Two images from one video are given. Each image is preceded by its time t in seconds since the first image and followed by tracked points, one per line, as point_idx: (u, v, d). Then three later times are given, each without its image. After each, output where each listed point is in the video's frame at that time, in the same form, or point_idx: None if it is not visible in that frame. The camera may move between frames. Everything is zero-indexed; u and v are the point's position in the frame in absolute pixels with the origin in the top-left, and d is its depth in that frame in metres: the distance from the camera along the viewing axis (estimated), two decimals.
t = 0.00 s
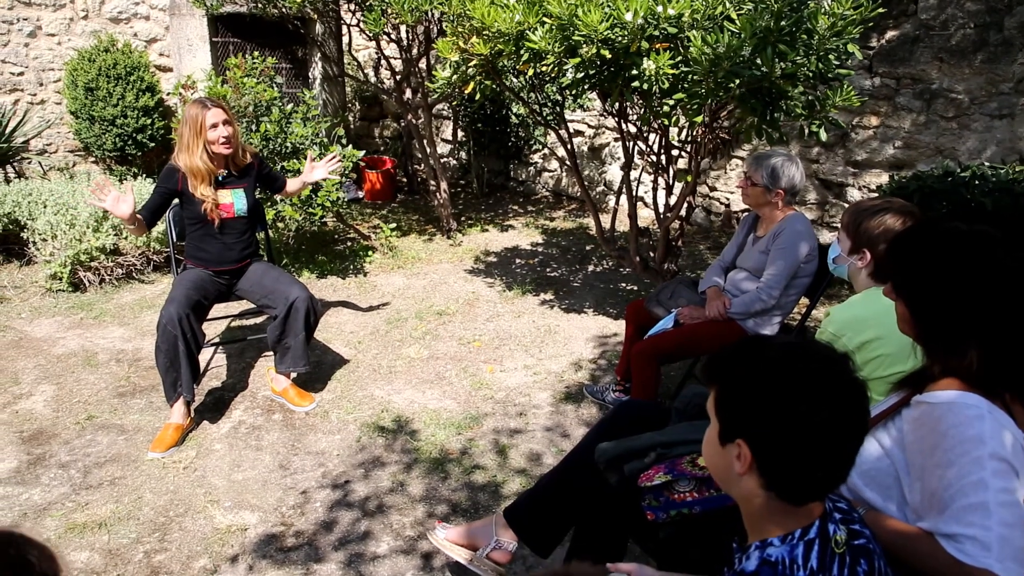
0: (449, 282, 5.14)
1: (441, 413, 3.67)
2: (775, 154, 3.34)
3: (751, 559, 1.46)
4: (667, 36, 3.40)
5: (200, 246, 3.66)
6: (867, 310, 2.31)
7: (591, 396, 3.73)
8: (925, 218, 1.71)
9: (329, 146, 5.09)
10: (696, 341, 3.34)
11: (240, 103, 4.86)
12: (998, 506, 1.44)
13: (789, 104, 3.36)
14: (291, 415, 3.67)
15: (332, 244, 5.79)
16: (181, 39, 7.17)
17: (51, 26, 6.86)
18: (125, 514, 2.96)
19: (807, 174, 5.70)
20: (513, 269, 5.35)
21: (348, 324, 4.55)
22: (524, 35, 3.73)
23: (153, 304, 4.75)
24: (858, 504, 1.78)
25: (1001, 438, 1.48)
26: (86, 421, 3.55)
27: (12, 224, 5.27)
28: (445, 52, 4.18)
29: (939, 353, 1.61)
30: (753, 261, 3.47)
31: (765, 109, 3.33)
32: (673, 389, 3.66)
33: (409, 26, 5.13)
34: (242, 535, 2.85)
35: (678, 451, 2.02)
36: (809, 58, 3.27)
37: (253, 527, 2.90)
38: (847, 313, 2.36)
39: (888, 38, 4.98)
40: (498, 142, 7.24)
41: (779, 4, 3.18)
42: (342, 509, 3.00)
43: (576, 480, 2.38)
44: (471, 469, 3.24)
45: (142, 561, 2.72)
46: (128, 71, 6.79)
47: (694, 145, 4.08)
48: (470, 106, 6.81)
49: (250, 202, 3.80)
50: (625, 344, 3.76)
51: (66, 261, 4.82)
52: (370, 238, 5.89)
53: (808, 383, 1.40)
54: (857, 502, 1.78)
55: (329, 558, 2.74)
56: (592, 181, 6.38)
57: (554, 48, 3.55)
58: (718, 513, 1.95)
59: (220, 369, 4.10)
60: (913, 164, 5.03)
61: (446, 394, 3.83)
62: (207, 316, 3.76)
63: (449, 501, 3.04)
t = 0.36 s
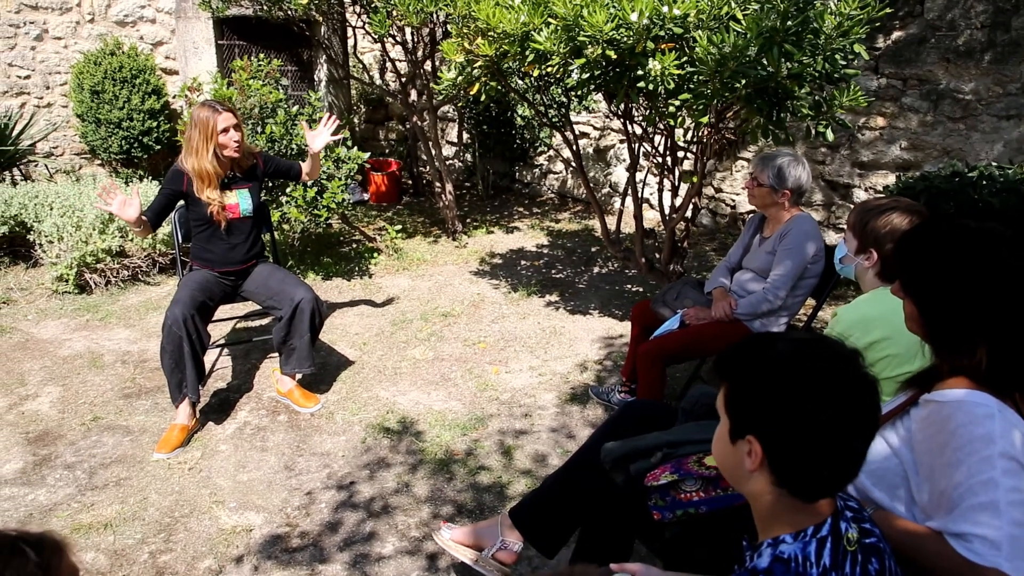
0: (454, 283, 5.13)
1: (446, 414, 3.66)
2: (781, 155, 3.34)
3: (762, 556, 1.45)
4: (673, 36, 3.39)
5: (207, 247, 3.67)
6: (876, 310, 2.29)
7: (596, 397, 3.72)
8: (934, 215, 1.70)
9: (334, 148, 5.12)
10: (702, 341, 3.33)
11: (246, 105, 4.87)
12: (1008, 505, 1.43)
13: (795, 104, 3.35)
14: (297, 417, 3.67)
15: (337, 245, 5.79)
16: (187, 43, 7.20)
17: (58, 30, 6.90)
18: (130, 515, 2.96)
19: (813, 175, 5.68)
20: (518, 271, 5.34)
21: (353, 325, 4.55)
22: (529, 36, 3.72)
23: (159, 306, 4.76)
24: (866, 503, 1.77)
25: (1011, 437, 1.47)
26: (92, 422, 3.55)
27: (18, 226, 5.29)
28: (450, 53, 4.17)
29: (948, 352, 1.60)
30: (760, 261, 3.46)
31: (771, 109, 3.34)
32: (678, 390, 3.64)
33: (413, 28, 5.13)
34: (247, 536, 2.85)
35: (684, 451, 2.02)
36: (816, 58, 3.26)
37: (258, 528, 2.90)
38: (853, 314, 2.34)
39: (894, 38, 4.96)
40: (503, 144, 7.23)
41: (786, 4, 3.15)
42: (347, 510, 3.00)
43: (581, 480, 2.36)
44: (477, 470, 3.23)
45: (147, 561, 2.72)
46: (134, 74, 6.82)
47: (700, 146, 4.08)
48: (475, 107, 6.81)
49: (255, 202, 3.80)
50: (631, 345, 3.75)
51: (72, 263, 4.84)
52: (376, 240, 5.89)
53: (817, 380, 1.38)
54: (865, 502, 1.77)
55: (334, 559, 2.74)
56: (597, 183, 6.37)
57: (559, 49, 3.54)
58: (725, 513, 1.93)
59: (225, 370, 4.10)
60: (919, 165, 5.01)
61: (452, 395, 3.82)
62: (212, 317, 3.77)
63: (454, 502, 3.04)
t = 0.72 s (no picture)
0: (459, 282, 5.13)
1: (451, 413, 3.66)
2: (788, 154, 3.32)
3: (769, 550, 1.44)
4: (680, 35, 3.39)
5: (212, 246, 3.67)
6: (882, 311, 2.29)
7: (601, 396, 3.72)
8: (943, 212, 1.68)
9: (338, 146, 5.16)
10: (707, 340, 3.32)
11: (251, 103, 4.87)
12: (1017, 505, 1.42)
13: (802, 103, 3.35)
14: (301, 415, 3.67)
15: (342, 244, 5.79)
16: (193, 41, 7.22)
17: (65, 28, 6.92)
18: (135, 511, 2.96)
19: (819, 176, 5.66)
20: (523, 270, 5.33)
21: (357, 324, 4.54)
22: (536, 35, 3.72)
23: (164, 304, 4.76)
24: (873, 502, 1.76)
25: (1020, 435, 1.46)
26: (97, 419, 3.56)
27: (25, 224, 5.28)
28: (456, 52, 4.15)
29: (956, 350, 1.59)
30: (766, 261, 3.44)
31: (778, 108, 3.35)
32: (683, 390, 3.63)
33: (420, 27, 5.13)
34: (251, 533, 2.85)
35: (692, 449, 2.00)
36: (823, 57, 3.24)
37: (262, 526, 2.90)
38: (861, 314, 2.34)
39: (902, 38, 4.94)
40: (508, 144, 7.22)
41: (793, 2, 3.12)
42: (351, 508, 3.00)
43: (587, 478, 2.36)
44: (481, 469, 3.23)
45: (151, 558, 2.72)
46: (140, 73, 6.83)
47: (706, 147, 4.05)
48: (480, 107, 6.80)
49: (261, 201, 3.80)
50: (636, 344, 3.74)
51: (78, 260, 4.84)
52: (381, 239, 5.89)
53: (822, 380, 1.37)
54: (873, 501, 1.76)
55: (338, 557, 2.73)
56: (602, 183, 6.36)
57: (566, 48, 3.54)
58: (731, 511, 1.94)
59: (230, 368, 4.10)
60: (925, 166, 4.99)
61: (456, 395, 3.82)
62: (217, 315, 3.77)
63: (458, 500, 3.03)
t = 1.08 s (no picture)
0: (465, 282, 5.13)
1: (457, 412, 3.65)
2: (796, 152, 3.31)
3: (777, 551, 1.42)
4: (688, 33, 3.38)
5: (219, 245, 3.68)
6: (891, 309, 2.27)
7: (607, 396, 3.71)
8: (954, 208, 1.67)
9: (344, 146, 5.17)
10: (714, 339, 3.30)
11: (258, 102, 4.87)
12: None
13: (810, 102, 3.34)
14: (307, 413, 3.67)
15: (347, 243, 5.79)
16: (200, 41, 7.24)
17: (73, 28, 6.96)
18: (141, 508, 2.97)
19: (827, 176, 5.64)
20: (529, 270, 5.33)
21: (363, 323, 4.54)
22: (543, 33, 3.71)
23: (170, 303, 4.77)
24: (884, 501, 1.75)
25: None
26: (104, 417, 3.57)
27: (33, 223, 5.29)
28: (463, 50, 4.15)
29: (968, 347, 1.57)
30: (773, 261, 3.43)
31: (786, 106, 3.33)
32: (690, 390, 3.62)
33: (426, 27, 5.13)
34: (257, 531, 2.86)
35: (699, 447, 2.01)
36: (831, 55, 3.21)
37: (268, 523, 2.90)
38: (870, 309, 2.32)
39: (911, 37, 4.92)
40: (514, 144, 7.22)
41: None
42: (357, 507, 3.00)
43: (593, 477, 2.35)
44: (487, 468, 3.22)
45: (158, 556, 2.73)
46: (147, 73, 6.85)
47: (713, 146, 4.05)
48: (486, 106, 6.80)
49: (268, 200, 3.81)
50: (643, 344, 3.73)
51: (86, 259, 4.86)
52: (387, 238, 5.89)
53: (828, 378, 1.36)
54: (883, 499, 1.75)
55: (344, 555, 2.73)
56: (608, 183, 6.35)
57: (573, 46, 3.53)
58: (740, 510, 1.94)
59: (236, 366, 4.11)
60: (933, 166, 4.97)
61: (462, 393, 3.81)
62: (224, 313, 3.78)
63: (464, 499, 3.03)
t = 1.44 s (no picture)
0: (474, 281, 5.12)
1: (467, 411, 3.65)
2: (809, 150, 3.29)
3: (793, 549, 1.40)
4: (698, 31, 3.35)
5: (230, 244, 3.68)
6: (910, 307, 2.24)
7: (618, 395, 3.70)
8: (973, 206, 1.66)
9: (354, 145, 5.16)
10: (726, 338, 3.28)
11: (268, 101, 4.89)
12: None
13: (823, 99, 3.32)
14: (317, 411, 3.67)
15: (357, 243, 5.79)
16: (211, 41, 7.28)
17: (85, 29, 7.00)
18: (153, 505, 2.98)
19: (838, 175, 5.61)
20: (539, 269, 5.32)
21: (373, 322, 4.55)
22: (553, 32, 3.70)
23: (181, 301, 4.78)
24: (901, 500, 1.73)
25: None
26: (115, 414, 3.58)
27: (45, 222, 5.32)
28: (473, 49, 4.15)
29: (988, 344, 1.56)
30: (786, 259, 3.41)
31: (798, 103, 3.31)
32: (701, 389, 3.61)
33: (436, 26, 5.13)
34: (268, 528, 2.86)
35: (712, 446, 2.00)
36: (843, 53, 3.18)
37: (279, 521, 2.90)
38: (883, 308, 2.31)
39: (923, 35, 4.88)
40: (524, 143, 7.21)
41: None
42: (367, 505, 2.99)
43: (606, 475, 2.34)
44: (497, 467, 3.21)
45: (169, 552, 2.74)
46: (159, 73, 6.88)
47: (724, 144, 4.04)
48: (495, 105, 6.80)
49: (279, 199, 3.81)
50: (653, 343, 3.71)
51: (97, 257, 4.87)
52: (396, 237, 5.90)
53: (841, 373, 1.35)
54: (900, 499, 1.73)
55: (354, 553, 2.73)
56: (618, 182, 6.34)
57: (583, 44, 3.52)
58: (754, 509, 1.94)
59: (247, 364, 4.11)
60: (946, 164, 4.93)
61: (472, 393, 3.81)
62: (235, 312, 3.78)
63: (474, 498, 3.02)
